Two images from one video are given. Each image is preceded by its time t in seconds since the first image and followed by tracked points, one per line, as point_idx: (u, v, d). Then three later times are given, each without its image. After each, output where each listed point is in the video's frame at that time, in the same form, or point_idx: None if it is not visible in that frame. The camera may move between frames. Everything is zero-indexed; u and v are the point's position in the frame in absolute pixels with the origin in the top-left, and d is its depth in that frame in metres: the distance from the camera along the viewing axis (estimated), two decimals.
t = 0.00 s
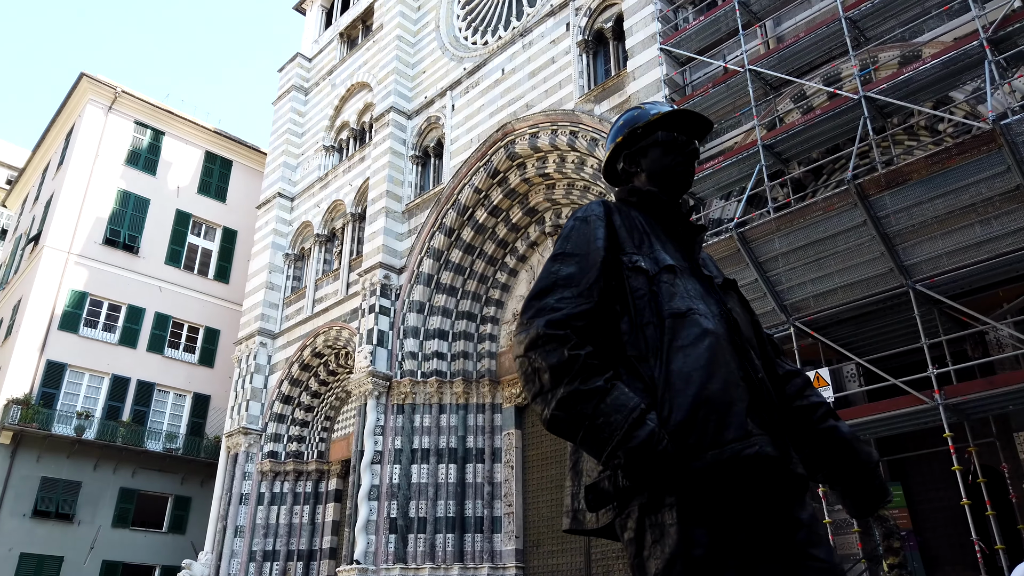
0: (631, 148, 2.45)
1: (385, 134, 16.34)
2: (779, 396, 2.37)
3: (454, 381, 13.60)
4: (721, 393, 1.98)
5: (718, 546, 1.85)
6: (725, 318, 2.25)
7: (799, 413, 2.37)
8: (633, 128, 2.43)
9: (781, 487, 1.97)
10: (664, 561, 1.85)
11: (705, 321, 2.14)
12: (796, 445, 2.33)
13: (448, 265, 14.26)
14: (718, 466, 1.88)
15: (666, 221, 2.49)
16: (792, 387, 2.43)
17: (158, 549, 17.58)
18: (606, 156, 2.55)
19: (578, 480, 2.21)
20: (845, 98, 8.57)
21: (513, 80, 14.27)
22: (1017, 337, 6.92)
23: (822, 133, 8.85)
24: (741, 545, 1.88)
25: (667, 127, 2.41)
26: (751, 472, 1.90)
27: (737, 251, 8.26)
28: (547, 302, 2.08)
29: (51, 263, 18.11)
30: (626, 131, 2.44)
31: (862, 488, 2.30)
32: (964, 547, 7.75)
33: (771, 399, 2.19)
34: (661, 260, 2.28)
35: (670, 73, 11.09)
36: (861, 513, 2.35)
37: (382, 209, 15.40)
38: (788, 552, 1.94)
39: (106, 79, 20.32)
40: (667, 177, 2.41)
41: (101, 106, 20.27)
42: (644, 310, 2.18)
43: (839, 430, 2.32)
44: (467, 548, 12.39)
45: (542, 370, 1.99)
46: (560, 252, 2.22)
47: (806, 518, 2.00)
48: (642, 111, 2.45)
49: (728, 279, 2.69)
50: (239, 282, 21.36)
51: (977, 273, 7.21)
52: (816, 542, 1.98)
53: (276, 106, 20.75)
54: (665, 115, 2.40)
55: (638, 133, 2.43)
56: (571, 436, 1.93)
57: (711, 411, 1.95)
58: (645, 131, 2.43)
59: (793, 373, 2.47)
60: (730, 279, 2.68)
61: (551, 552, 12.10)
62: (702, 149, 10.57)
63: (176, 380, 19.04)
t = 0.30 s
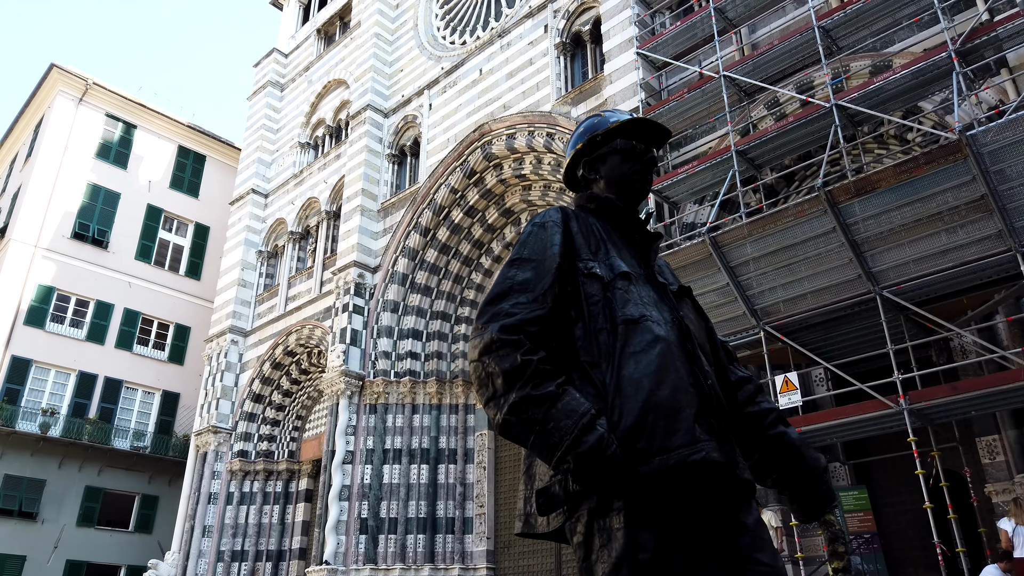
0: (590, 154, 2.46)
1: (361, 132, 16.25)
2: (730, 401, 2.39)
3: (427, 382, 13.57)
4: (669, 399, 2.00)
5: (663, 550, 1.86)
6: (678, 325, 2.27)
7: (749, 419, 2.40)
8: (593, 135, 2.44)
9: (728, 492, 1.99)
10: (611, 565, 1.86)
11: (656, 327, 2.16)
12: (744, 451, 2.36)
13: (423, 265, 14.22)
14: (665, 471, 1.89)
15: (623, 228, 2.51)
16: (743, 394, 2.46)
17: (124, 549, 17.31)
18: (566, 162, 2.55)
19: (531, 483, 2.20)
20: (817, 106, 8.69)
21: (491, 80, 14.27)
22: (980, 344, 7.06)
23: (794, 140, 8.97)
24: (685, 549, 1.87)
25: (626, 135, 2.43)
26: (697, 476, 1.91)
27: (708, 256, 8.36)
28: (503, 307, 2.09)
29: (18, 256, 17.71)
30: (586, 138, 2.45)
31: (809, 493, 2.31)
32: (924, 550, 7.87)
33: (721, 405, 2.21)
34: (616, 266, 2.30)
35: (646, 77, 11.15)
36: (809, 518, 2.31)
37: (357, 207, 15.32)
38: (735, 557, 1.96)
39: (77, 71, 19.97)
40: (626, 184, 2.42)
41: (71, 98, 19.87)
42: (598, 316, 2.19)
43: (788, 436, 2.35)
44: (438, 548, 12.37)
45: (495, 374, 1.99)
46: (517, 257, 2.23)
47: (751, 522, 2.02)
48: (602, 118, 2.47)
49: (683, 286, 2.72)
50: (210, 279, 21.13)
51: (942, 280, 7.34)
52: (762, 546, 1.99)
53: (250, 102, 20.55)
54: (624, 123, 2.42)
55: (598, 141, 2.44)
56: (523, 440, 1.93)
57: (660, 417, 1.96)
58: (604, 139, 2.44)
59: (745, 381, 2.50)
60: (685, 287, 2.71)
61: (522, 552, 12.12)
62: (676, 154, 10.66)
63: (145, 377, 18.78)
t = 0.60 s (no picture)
0: (566, 159, 2.46)
1: (343, 130, 16.18)
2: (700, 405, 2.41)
3: (406, 382, 13.54)
4: (639, 403, 2.01)
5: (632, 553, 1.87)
6: (650, 330, 2.28)
7: (719, 423, 2.41)
8: (569, 140, 2.43)
9: (696, 495, 2.01)
10: (580, 566, 1.87)
11: (628, 331, 2.17)
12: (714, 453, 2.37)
13: (404, 264, 14.19)
14: (635, 474, 1.90)
15: (598, 232, 2.52)
16: (713, 398, 2.47)
17: (96, 548, 17.08)
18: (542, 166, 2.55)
19: (502, 485, 2.22)
20: (797, 112, 8.77)
21: (474, 80, 14.27)
22: (953, 350, 7.13)
23: (774, 145, 9.05)
24: (652, 551, 1.89)
25: (602, 140, 2.43)
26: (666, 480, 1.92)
27: (687, 259, 8.42)
28: (477, 311, 2.09)
29: None
30: (562, 143, 2.44)
31: (776, 496, 2.34)
32: (896, 552, 8.00)
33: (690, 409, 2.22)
34: (589, 270, 2.31)
35: (629, 80, 11.20)
36: (776, 520, 2.38)
37: (339, 205, 15.24)
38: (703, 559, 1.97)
39: (54, 62, 19.66)
40: (602, 190, 2.43)
41: (48, 90, 19.57)
42: (569, 319, 2.20)
43: (757, 440, 2.37)
44: (416, 549, 12.35)
45: (467, 376, 2.00)
46: (491, 260, 2.23)
47: (718, 525, 2.02)
48: (578, 123, 2.46)
49: (656, 291, 2.73)
50: (188, 275, 20.94)
51: (917, 287, 7.43)
52: (728, 549, 2.00)
53: (231, 97, 20.38)
54: (600, 129, 2.42)
55: (573, 145, 2.44)
56: (494, 443, 1.93)
57: (631, 420, 1.97)
58: (579, 143, 2.44)
59: (715, 385, 2.51)
60: (658, 291, 2.73)
61: (500, 553, 12.13)
62: (657, 158, 10.73)
63: (120, 374, 18.56)
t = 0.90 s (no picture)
0: (557, 165, 2.51)
1: (329, 127, 16.14)
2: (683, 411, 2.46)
3: (390, 381, 13.53)
4: (628, 407, 2.05)
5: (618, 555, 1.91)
6: (638, 335, 2.33)
7: (703, 428, 2.45)
8: (561, 146, 2.49)
9: (680, 498, 2.05)
10: (567, 567, 1.90)
11: (616, 336, 2.21)
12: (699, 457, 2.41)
13: (389, 263, 14.18)
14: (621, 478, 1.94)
15: (588, 238, 2.56)
16: (698, 403, 2.51)
17: (74, 545, 16.91)
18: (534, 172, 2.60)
19: (490, 487, 2.25)
20: (781, 118, 8.87)
21: (462, 81, 14.29)
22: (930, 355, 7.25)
23: (758, 150, 9.15)
24: (638, 554, 1.92)
25: (592, 147, 2.48)
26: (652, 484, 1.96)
27: (672, 262, 8.50)
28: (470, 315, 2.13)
29: None
30: (554, 149, 2.50)
31: (759, 501, 2.37)
32: (872, 554, 8.11)
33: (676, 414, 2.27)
34: (579, 275, 2.35)
35: (616, 84, 11.26)
36: (760, 524, 2.40)
37: (324, 202, 15.21)
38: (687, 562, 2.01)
39: (37, 54, 19.44)
40: (592, 197, 2.48)
41: (31, 82, 19.35)
42: (559, 324, 2.24)
43: (740, 445, 2.41)
44: (397, 548, 12.35)
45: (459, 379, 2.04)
46: (483, 264, 2.27)
47: (702, 528, 2.05)
48: (569, 130, 2.52)
49: (644, 297, 2.77)
50: (171, 270, 20.79)
51: (897, 293, 7.54)
52: (711, 552, 2.02)
53: (217, 92, 20.27)
54: (591, 135, 2.47)
55: (565, 152, 2.49)
56: (486, 445, 1.97)
57: (618, 426, 2.02)
58: (570, 150, 2.49)
59: (700, 391, 2.56)
60: (647, 298, 2.77)
61: (481, 553, 12.14)
62: (642, 161, 10.80)
63: (101, 369, 18.40)
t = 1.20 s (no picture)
0: (559, 180, 2.52)
1: (317, 126, 16.08)
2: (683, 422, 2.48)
3: (376, 381, 13.51)
4: (631, 421, 2.06)
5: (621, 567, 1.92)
6: (639, 350, 2.34)
7: (701, 440, 2.48)
8: (562, 161, 2.50)
9: (681, 511, 2.07)
10: None
11: (618, 351, 2.23)
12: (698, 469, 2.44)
13: (376, 263, 14.17)
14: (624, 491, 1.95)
15: (590, 252, 2.57)
16: (696, 415, 2.53)
17: (54, 543, 16.74)
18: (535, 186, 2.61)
19: (494, 498, 2.26)
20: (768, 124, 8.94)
21: (451, 81, 14.29)
22: (913, 362, 7.34)
23: (746, 156, 9.23)
24: (639, 567, 1.93)
25: (595, 163, 2.49)
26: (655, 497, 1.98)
27: (659, 266, 8.54)
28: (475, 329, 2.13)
29: None
30: (556, 163, 2.51)
31: (755, 512, 2.41)
32: (855, 559, 8.18)
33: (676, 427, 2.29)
34: (581, 290, 2.36)
35: (605, 87, 11.30)
36: (755, 536, 2.41)
37: (312, 201, 15.15)
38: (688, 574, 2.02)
39: (22, 47, 19.22)
40: (594, 212, 2.50)
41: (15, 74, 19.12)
42: (562, 338, 2.25)
43: (736, 458, 2.44)
44: (381, 548, 12.33)
45: (463, 393, 2.04)
46: (486, 277, 2.28)
47: (701, 540, 2.07)
48: (571, 145, 2.53)
49: (644, 311, 2.79)
50: (155, 267, 20.64)
51: (881, 299, 7.62)
52: (710, 564, 2.04)
53: (204, 89, 20.14)
54: (593, 151, 2.48)
55: (567, 166, 2.50)
56: (491, 458, 1.98)
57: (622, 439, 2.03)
58: (573, 165, 2.50)
59: (698, 403, 2.58)
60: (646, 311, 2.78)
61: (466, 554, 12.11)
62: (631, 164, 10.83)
63: (83, 366, 18.23)
